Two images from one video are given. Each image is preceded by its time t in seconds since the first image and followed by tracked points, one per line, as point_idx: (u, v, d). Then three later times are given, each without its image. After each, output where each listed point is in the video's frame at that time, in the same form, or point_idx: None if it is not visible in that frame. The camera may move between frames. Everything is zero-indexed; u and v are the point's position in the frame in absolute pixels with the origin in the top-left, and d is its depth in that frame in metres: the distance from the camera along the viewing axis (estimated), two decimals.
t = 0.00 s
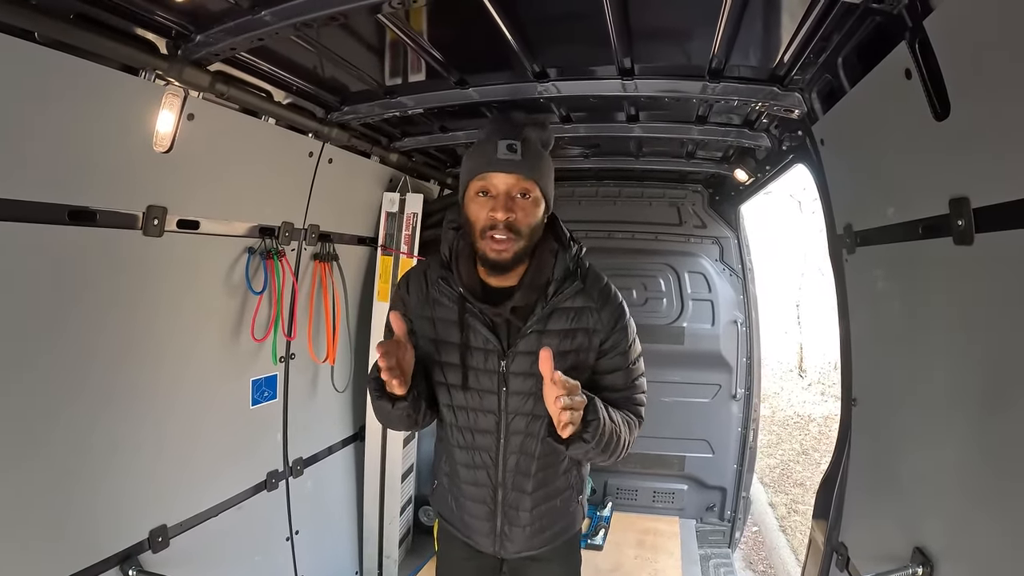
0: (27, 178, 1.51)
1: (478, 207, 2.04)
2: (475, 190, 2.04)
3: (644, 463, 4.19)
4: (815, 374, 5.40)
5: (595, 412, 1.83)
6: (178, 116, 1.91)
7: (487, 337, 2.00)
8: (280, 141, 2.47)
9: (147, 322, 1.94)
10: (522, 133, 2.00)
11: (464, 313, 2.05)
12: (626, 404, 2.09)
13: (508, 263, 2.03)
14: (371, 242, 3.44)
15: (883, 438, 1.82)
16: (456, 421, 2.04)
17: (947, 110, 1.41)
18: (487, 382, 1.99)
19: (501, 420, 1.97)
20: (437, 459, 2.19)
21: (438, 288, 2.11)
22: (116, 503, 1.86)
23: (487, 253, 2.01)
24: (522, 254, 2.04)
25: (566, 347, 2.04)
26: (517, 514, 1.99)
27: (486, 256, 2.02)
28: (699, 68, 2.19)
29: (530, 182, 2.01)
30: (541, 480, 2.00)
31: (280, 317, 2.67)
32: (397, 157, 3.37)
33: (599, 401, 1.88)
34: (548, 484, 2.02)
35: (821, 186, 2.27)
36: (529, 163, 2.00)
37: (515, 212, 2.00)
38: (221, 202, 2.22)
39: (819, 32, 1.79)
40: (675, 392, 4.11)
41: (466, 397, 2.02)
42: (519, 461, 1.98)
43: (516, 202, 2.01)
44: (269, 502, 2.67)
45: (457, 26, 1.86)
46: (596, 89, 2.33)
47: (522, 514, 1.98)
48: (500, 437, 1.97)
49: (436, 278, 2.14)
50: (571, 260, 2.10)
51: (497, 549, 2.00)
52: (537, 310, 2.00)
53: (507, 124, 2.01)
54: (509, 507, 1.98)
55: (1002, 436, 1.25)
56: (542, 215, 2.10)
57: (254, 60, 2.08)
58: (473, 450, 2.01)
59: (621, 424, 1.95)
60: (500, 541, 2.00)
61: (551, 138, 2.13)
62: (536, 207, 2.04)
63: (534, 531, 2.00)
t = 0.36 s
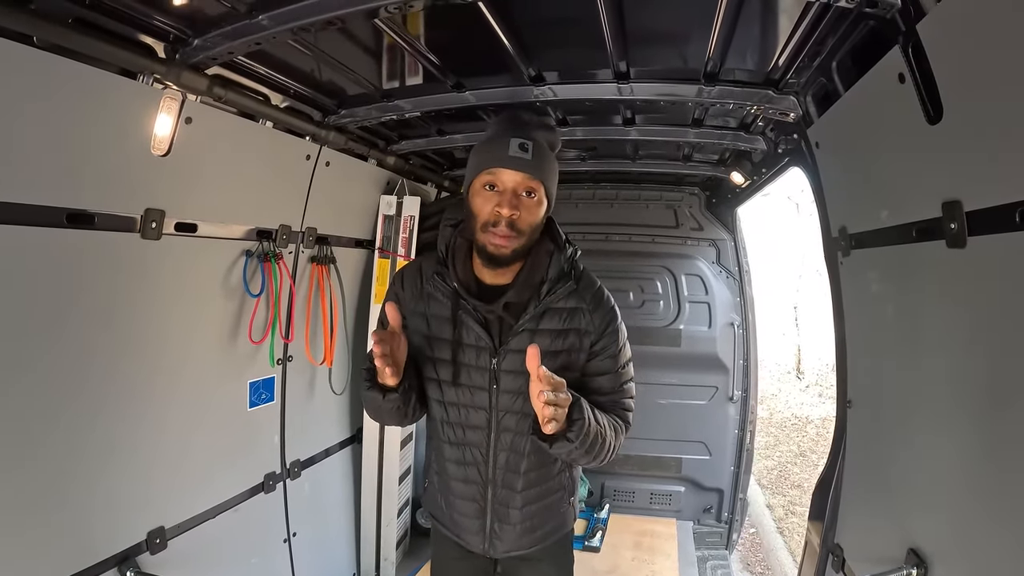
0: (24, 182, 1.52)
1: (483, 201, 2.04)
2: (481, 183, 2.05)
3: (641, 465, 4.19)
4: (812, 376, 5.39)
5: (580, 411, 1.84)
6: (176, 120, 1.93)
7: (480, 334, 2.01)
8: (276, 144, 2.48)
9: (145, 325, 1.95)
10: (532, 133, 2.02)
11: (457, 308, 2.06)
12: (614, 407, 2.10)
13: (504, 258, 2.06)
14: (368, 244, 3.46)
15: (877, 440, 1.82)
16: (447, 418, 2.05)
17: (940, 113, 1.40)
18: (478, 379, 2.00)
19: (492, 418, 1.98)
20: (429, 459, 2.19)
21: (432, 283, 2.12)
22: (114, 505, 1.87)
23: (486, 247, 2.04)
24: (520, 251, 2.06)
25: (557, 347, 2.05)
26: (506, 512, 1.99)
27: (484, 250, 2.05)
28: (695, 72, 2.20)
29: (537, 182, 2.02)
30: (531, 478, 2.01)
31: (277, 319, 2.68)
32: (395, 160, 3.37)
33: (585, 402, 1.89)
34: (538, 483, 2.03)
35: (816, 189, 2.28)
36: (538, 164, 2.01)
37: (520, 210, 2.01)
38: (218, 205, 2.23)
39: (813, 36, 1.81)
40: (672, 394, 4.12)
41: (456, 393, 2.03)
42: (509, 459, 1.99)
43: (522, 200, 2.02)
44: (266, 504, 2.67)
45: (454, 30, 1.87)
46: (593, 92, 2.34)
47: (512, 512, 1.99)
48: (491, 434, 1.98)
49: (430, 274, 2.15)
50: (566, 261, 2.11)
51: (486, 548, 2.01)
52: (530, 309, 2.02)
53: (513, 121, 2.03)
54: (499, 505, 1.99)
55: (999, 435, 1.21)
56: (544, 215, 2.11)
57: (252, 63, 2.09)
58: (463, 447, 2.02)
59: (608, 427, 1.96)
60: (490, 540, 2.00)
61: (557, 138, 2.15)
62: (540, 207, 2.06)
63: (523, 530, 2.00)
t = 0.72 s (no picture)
0: (23, 183, 1.53)
1: (485, 195, 2.04)
2: (485, 178, 2.05)
3: (639, 467, 4.19)
4: (810, 378, 5.40)
5: (585, 420, 1.88)
6: (175, 122, 1.94)
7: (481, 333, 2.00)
8: (275, 147, 2.49)
9: (144, 328, 1.96)
10: (541, 136, 2.05)
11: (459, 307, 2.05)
12: (613, 407, 2.11)
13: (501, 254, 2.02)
14: (366, 247, 3.47)
15: (872, 441, 1.83)
16: (448, 419, 2.03)
17: (934, 116, 1.41)
18: (480, 379, 2.00)
19: (493, 417, 1.98)
20: (426, 462, 2.18)
21: (433, 282, 2.10)
22: (114, 506, 1.88)
23: (484, 240, 2.01)
24: (518, 249, 2.04)
25: (558, 347, 2.05)
26: (506, 512, 2.00)
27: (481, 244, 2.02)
28: (691, 75, 2.22)
29: (540, 182, 2.04)
30: (531, 478, 2.03)
31: (276, 321, 2.69)
32: (393, 162, 3.38)
33: (588, 409, 1.92)
34: (537, 483, 2.04)
35: (812, 191, 2.29)
36: (542, 164, 2.03)
37: (519, 207, 2.01)
38: (217, 208, 2.24)
39: (809, 39, 1.82)
40: (669, 396, 4.12)
41: (459, 392, 2.00)
42: (509, 459, 2.01)
43: (523, 198, 2.02)
44: (264, 506, 2.68)
45: (452, 33, 1.88)
46: (591, 95, 2.35)
47: (511, 512, 2.00)
48: (492, 434, 1.99)
49: (431, 272, 2.12)
50: (566, 263, 2.14)
51: (484, 550, 2.01)
52: (532, 309, 2.03)
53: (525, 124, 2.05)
54: (498, 506, 2.00)
55: (992, 435, 1.23)
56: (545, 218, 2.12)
57: (251, 66, 2.10)
58: (463, 447, 2.01)
59: (609, 428, 1.97)
60: (487, 542, 2.00)
61: (568, 147, 2.18)
62: (541, 207, 2.06)
63: (522, 531, 2.01)
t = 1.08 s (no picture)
0: (27, 186, 1.54)
1: (503, 215, 2.04)
2: (502, 197, 2.04)
3: (638, 468, 4.20)
4: (808, 380, 5.42)
5: (597, 421, 1.89)
6: (176, 125, 1.95)
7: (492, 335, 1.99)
8: (276, 150, 2.50)
9: (145, 329, 1.97)
10: (546, 147, 2.05)
11: (469, 310, 2.03)
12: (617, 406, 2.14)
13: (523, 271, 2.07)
14: (366, 249, 3.48)
15: (870, 442, 1.84)
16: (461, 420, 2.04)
17: (931, 120, 1.42)
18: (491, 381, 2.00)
19: (505, 418, 1.99)
20: (432, 466, 2.17)
21: (442, 285, 2.08)
22: (119, 505, 1.90)
23: (505, 261, 2.04)
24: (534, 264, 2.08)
25: (566, 349, 2.07)
26: (517, 513, 2.01)
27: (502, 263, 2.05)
28: (690, 78, 2.23)
29: (556, 198, 2.06)
30: (540, 478, 2.06)
31: (276, 323, 2.69)
32: (393, 164, 3.40)
33: (598, 410, 1.93)
34: (546, 482, 2.08)
35: (810, 194, 2.30)
36: (558, 179, 2.05)
37: (541, 226, 2.03)
38: (218, 211, 2.25)
39: (807, 43, 1.83)
40: (667, 398, 4.14)
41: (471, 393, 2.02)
42: (520, 459, 2.02)
43: (542, 216, 2.05)
44: (264, 507, 2.68)
45: (452, 36, 1.89)
46: (591, 99, 2.36)
47: (522, 512, 2.02)
48: (504, 435, 2.00)
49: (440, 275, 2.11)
50: (571, 268, 2.20)
51: (494, 552, 2.01)
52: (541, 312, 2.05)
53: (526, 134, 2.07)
54: (509, 506, 2.01)
55: (987, 436, 1.24)
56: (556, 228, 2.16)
57: (252, 69, 2.11)
58: (476, 449, 2.03)
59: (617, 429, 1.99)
60: (498, 543, 2.01)
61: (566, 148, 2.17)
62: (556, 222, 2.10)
63: (532, 531, 2.03)
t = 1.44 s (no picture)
0: (29, 187, 1.54)
1: (502, 214, 2.06)
2: (501, 197, 2.06)
3: (637, 470, 4.21)
4: (807, 381, 5.44)
5: (602, 404, 1.89)
6: (178, 127, 1.95)
7: (495, 341, 2.05)
8: (276, 151, 2.50)
9: (145, 330, 1.97)
10: (546, 146, 2.04)
11: (472, 316, 2.07)
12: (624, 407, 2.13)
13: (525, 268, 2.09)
14: (367, 251, 3.49)
15: (870, 442, 1.85)
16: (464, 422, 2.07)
17: (931, 124, 1.43)
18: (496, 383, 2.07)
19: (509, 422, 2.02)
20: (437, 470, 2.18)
21: (444, 290, 2.10)
22: (120, 506, 1.91)
23: (506, 258, 2.06)
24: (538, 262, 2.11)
25: (571, 352, 2.09)
26: (522, 515, 2.03)
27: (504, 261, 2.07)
28: (690, 81, 2.24)
29: (556, 196, 2.06)
30: (546, 481, 2.07)
31: (277, 325, 2.70)
32: (393, 166, 3.41)
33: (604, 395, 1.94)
34: (552, 485, 2.09)
35: (810, 196, 2.31)
36: (557, 177, 2.05)
37: (542, 223, 2.06)
38: (220, 213, 2.25)
39: (807, 46, 1.84)
40: (666, 399, 4.15)
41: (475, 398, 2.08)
42: (525, 463, 2.04)
43: (542, 214, 2.06)
44: (264, 509, 2.68)
45: (453, 38, 1.89)
46: (591, 101, 2.37)
47: (527, 514, 2.04)
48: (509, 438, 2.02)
49: (442, 280, 2.13)
50: (576, 270, 2.18)
51: (500, 554, 2.03)
52: (544, 316, 2.06)
53: (525, 134, 2.05)
54: (515, 509, 2.03)
55: (986, 438, 1.25)
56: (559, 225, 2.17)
57: (253, 72, 2.11)
58: (481, 452, 2.04)
59: (624, 423, 2.00)
60: (503, 546, 2.03)
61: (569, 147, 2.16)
62: (557, 220, 2.10)
63: (537, 533, 2.05)
